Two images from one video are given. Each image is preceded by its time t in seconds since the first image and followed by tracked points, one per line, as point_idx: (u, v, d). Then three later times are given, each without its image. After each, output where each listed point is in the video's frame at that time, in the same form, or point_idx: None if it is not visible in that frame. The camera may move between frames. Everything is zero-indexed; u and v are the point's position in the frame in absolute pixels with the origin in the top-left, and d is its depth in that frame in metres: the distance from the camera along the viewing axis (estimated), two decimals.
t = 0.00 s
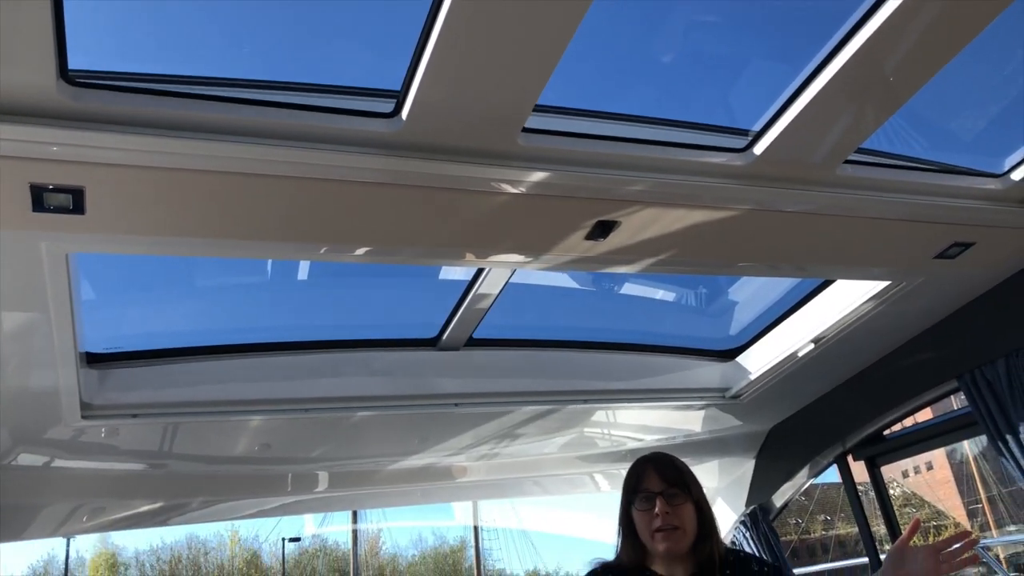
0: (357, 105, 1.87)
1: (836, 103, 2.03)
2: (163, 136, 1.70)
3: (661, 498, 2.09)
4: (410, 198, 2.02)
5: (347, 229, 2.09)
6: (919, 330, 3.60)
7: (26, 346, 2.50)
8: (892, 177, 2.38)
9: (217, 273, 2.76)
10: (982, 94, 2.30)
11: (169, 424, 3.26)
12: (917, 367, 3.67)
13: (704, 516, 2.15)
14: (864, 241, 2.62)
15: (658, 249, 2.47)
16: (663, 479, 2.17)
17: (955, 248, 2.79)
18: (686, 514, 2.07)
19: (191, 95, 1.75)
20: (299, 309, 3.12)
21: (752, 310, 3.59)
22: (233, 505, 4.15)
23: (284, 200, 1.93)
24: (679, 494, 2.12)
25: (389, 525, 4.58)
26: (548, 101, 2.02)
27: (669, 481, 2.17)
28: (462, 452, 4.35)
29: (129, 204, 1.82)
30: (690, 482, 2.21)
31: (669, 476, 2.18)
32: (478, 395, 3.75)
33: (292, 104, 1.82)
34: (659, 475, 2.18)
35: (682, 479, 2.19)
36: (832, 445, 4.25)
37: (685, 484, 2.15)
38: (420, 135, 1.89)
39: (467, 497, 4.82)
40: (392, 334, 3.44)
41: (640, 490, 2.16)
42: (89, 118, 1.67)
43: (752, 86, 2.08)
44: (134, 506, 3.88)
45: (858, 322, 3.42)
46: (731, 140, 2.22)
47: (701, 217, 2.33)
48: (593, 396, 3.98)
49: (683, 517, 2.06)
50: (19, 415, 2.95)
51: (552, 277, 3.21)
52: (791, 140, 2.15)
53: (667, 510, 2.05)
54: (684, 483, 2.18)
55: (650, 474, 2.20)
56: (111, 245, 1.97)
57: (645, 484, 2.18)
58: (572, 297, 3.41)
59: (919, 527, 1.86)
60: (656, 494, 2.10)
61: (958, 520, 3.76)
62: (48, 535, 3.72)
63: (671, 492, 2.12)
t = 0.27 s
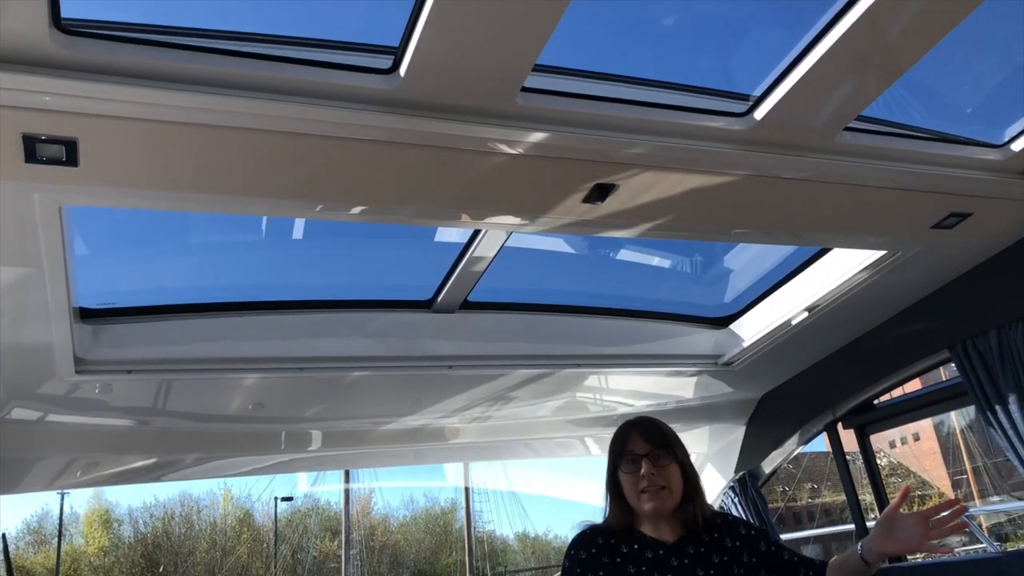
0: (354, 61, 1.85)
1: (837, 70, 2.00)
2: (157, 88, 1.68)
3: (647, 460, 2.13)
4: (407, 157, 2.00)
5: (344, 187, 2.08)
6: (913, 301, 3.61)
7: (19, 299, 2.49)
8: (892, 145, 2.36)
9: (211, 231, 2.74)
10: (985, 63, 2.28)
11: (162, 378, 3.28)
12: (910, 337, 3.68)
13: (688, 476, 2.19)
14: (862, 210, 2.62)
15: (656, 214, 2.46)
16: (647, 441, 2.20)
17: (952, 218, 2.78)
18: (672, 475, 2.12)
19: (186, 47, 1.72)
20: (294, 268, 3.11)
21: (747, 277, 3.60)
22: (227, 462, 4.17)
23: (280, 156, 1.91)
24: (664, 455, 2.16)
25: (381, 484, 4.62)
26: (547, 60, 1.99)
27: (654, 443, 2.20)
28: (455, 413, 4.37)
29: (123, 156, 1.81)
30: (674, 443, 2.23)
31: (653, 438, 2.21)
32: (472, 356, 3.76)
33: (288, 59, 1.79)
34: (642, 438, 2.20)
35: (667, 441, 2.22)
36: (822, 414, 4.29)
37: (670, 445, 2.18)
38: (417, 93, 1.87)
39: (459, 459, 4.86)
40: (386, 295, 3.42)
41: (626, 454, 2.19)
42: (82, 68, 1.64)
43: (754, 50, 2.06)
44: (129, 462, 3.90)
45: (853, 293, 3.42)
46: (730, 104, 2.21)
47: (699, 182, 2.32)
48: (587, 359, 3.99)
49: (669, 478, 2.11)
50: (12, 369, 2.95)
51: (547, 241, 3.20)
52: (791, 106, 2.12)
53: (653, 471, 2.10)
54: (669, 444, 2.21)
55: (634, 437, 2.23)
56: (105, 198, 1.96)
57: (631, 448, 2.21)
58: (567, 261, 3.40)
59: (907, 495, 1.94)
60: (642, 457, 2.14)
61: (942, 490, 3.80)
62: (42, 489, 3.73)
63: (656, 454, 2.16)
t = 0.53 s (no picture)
0: (363, 27, 1.84)
1: (849, 48, 1.97)
2: (163, 51, 1.66)
3: (648, 435, 2.15)
4: (414, 126, 1.99)
5: (350, 155, 2.07)
6: (917, 282, 3.61)
7: (23, 263, 2.49)
8: (903, 125, 2.34)
9: (216, 199, 2.74)
10: (1001, 43, 2.25)
11: (166, 345, 3.28)
12: (913, 319, 3.68)
13: (688, 453, 2.20)
14: (870, 189, 2.61)
15: (662, 189, 2.45)
16: (649, 416, 2.22)
17: (960, 200, 2.77)
18: (671, 451, 2.13)
19: (194, 9, 1.70)
20: (298, 238, 3.10)
21: (752, 257, 3.59)
22: (230, 430, 4.20)
23: (287, 122, 1.90)
24: (665, 431, 2.17)
25: (379, 455, 4.66)
26: (557, 31, 1.97)
27: (656, 418, 2.21)
28: (455, 387, 4.38)
29: (129, 119, 1.79)
30: (676, 420, 2.24)
31: (655, 414, 2.22)
32: (474, 330, 3.76)
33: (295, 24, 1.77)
34: (644, 412, 2.22)
35: (668, 417, 2.23)
36: (822, 394, 4.30)
37: (671, 422, 2.20)
38: (426, 62, 1.85)
39: (458, 432, 4.88)
40: (388, 267, 3.41)
41: (627, 427, 2.21)
42: (89, 29, 1.63)
43: (767, 25, 2.03)
44: (131, 428, 3.92)
45: (857, 274, 3.41)
46: (740, 81, 2.19)
47: (707, 158, 2.30)
48: (588, 335, 3.99)
49: (669, 454, 2.12)
50: (15, 333, 2.95)
51: (552, 217, 3.19)
52: (802, 83, 2.10)
53: (654, 446, 2.12)
54: (670, 421, 2.22)
55: (636, 412, 2.24)
56: (111, 162, 1.95)
57: (632, 421, 2.22)
58: (571, 236, 3.39)
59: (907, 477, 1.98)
60: (643, 432, 2.16)
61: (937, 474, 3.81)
62: (44, 454, 3.74)
63: (657, 429, 2.18)
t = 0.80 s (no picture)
0: None
1: (865, 27, 1.94)
2: (170, 14, 1.64)
3: (652, 412, 2.15)
4: (423, 96, 1.97)
5: (358, 124, 2.05)
6: (924, 267, 3.59)
7: (26, 227, 2.48)
8: (917, 106, 2.31)
9: (221, 168, 2.72)
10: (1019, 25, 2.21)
11: (169, 313, 3.30)
12: (919, 304, 3.67)
13: (691, 433, 2.19)
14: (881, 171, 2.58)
15: (671, 167, 2.43)
16: (655, 394, 2.20)
17: (971, 184, 2.74)
18: (675, 430, 2.13)
19: None
20: (303, 209, 3.09)
21: (758, 238, 3.58)
22: (234, 399, 4.21)
23: (295, 89, 1.88)
24: (669, 410, 2.17)
25: (379, 429, 4.68)
26: (569, 2, 1.95)
27: (661, 396, 2.20)
28: (457, 362, 4.39)
29: (136, 82, 1.78)
30: (681, 398, 2.23)
31: (661, 391, 2.21)
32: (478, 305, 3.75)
33: None
34: (650, 389, 2.21)
35: (674, 396, 2.22)
36: (825, 377, 4.30)
37: (676, 401, 2.19)
38: (436, 31, 1.83)
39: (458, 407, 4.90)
40: (394, 241, 3.40)
41: (632, 403, 2.20)
42: None
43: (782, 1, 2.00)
44: (133, 395, 3.92)
45: (864, 257, 3.40)
46: (753, 58, 2.15)
47: (718, 136, 2.28)
48: (592, 313, 3.99)
49: (672, 433, 2.12)
50: (18, 298, 2.95)
51: (559, 194, 3.17)
52: (816, 62, 2.07)
53: (657, 424, 2.12)
54: (675, 399, 2.21)
55: (642, 388, 2.23)
56: (117, 126, 1.94)
57: (637, 398, 2.21)
58: (578, 213, 3.37)
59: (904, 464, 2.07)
60: (648, 409, 2.15)
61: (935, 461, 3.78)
62: (48, 419, 3.79)
63: (662, 407, 2.17)
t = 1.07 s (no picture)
0: None
1: (878, 7, 1.92)
2: None
3: (657, 386, 2.12)
4: (431, 67, 1.95)
5: (365, 94, 2.04)
6: (929, 251, 3.59)
7: (31, 193, 2.47)
8: (928, 88, 2.29)
9: (227, 138, 2.71)
10: None
11: (172, 283, 3.30)
12: (924, 289, 3.66)
13: (695, 412, 2.16)
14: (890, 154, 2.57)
15: (678, 144, 2.42)
16: (663, 369, 2.17)
17: (981, 168, 2.73)
18: (676, 407, 2.10)
19: None
20: (308, 181, 3.08)
21: (765, 219, 3.55)
22: (237, 371, 4.20)
23: (302, 58, 1.87)
24: (675, 387, 2.13)
25: (380, 404, 4.68)
26: None
27: (669, 371, 2.17)
28: (460, 338, 4.38)
29: (142, 47, 1.76)
30: (689, 378, 2.19)
31: (669, 368, 2.18)
32: (481, 281, 3.75)
33: None
34: (659, 364, 2.17)
35: (682, 374, 2.18)
36: (827, 359, 4.31)
37: (683, 379, 2.15)
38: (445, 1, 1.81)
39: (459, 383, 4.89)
40: (399, 215, 3.40)
41: (638, 375, 2.17)
42: None
43: None
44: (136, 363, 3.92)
45: (870, 240, 3.39)
46: (764, 36, 2.12)
47: (726, 114, 2.27)
48: (595, 291, 3.99)
49: (674, 408, 2.10)
50: (23, 265, 2.95)
51: (565, 171, 3.16)
52: (828, 42, 2.05)
53: (659, 397, 2.09)
54: (683, 378, 2.18)
55: (652, 362, 2.20)
56: (122, 91, 1.93)
57: (645, 371, 2.18)
58: (584, 191, 3.36)
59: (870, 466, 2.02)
60: (653, 382, 2.13)
61: (933, 449, 3.85)
62: (52, 386, 3.83)
63: (667, 383, 2.14)
